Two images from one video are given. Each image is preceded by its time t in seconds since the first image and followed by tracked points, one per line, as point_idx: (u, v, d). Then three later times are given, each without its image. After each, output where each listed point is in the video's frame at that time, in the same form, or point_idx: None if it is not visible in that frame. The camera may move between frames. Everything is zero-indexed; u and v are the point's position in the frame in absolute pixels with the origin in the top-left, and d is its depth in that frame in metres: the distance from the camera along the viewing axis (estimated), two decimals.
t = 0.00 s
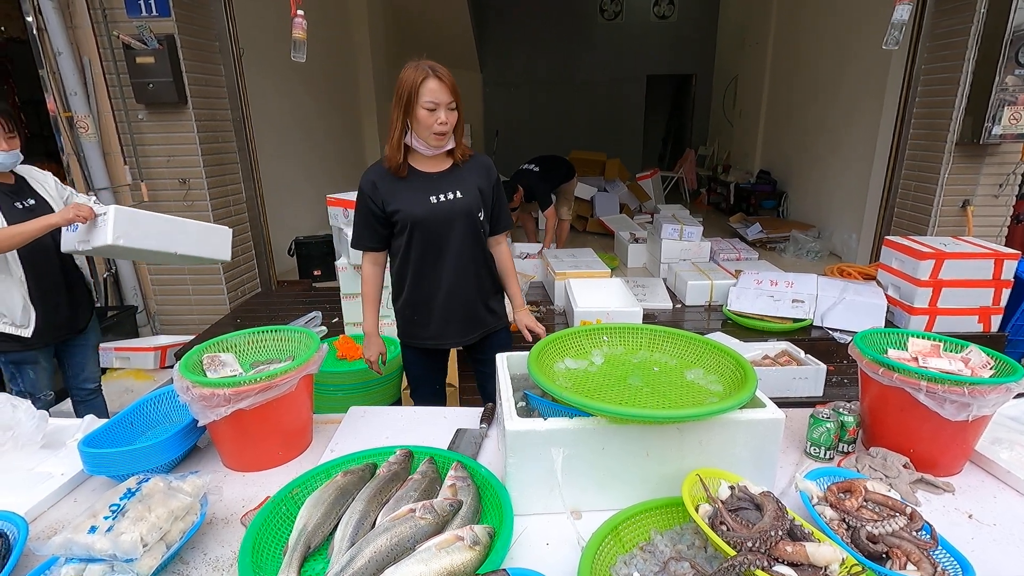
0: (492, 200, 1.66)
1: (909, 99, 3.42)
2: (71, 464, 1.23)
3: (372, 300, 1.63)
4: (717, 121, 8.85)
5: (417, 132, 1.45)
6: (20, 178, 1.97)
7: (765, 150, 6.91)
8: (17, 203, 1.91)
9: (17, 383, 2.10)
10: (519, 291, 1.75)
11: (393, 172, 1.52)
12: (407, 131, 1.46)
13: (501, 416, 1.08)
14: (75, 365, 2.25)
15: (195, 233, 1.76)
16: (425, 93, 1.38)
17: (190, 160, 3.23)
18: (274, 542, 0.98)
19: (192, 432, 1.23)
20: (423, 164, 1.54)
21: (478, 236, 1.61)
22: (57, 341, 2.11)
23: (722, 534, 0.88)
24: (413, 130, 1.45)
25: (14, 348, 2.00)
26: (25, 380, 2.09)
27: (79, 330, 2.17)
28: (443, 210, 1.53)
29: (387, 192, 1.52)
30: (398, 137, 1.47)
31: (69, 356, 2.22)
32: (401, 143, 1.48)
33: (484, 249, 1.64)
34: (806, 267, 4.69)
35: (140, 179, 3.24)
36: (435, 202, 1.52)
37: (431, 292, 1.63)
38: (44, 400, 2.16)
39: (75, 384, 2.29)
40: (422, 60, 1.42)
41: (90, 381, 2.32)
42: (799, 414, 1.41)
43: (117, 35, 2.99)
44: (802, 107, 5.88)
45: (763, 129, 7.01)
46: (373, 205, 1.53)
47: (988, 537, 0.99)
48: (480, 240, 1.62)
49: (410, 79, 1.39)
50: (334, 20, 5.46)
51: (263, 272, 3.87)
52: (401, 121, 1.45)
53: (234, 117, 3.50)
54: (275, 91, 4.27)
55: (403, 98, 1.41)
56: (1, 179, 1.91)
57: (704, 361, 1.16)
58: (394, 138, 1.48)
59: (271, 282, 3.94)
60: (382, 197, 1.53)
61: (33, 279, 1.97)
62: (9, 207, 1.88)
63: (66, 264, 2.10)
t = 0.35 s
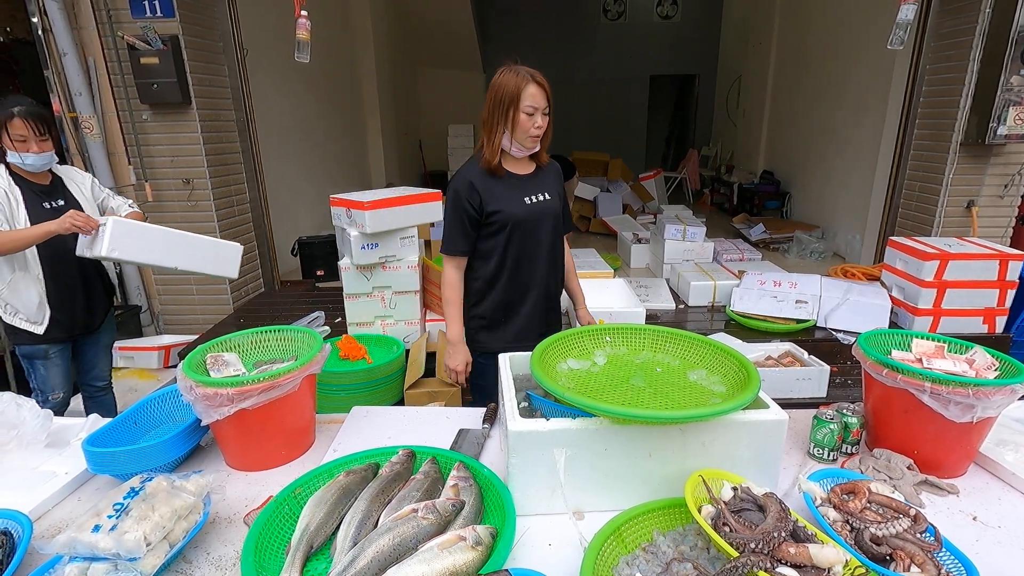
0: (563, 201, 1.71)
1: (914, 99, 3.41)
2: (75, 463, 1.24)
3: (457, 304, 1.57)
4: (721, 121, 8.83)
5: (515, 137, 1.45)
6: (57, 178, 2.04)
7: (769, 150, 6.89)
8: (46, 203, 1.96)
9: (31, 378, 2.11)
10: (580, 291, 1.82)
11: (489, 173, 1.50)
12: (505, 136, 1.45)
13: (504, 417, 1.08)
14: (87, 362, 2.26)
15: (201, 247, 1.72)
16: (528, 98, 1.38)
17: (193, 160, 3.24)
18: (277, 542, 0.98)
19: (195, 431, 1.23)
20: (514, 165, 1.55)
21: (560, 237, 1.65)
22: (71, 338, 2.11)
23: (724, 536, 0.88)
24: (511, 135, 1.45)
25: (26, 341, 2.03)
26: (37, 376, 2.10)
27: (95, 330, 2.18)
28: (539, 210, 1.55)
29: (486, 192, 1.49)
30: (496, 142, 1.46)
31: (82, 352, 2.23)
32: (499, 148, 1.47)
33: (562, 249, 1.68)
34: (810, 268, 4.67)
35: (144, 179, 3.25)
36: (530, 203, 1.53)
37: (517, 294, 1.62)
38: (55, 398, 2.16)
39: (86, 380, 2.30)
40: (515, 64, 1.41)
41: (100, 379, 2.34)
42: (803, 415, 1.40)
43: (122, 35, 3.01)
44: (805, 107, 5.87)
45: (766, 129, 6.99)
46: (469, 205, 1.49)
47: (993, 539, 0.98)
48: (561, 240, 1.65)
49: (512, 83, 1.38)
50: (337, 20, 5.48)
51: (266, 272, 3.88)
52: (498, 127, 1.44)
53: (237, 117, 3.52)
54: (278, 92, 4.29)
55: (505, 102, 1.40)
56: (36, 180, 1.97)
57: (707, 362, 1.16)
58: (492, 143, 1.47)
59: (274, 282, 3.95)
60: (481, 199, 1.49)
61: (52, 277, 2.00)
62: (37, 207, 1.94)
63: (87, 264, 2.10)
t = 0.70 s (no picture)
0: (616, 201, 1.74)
1: (916, 99, 3.40)
2: (77, 462, 1.24)
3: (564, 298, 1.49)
4: (722, 121, 8.83)
5: (601, 142, 1.42)
6: (72, 179, 2.04)
7: (770, 150, 6.89)
8: (58, 205, 1.97)
9: (26, 375, 2.11)
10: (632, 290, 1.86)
11: (575, 176, 1.45)
12: (592, 142, 1.42)
13: (505, 417, 1.08)
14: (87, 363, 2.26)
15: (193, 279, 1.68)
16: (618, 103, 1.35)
17: (195, 160, 3.25)
18: (278, 542, 0.98)
19: (196, 431, 1.23)
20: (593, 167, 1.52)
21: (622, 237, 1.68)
22: (72, 335, 2.11)
23: (726, 536, 0.87)
24: (597, 140, 1.42)
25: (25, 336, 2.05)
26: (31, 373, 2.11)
27: (95, 329, 2.17)
28: (617, 213, 1.56)
29: (577, 196, 1.44)
30: (582, 149, 1.43)
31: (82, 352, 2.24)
32: (584, 153, 1.43)
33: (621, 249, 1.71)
34: (811, 268, 4.67)
35: (146, 179, 3.26)
36: (610, 206, 1.53)
37: (589, 295, 1.61)
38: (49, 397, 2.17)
39: (88, 379, 2.31)
40: (601, 67, 1.37)
41: (102, 378, 2.35)
42: (804, 415, 1.40)
43: (124, 36, 3.01)
44: (807, 107, 5.87)
45: (768, 129, 6.98)
46: (563, 209, 1.43)
47: (995, 540, 0.98)
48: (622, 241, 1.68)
49: (602, 88, 1.34)
50: (339, 21, 5.49)
51: (268, 272, 3.89)
52: (584, 133, 1.41)
53: (239, 117, 3.52)
54: (280, 92, 4.30)
55: (596, 107, 1.36)
56: (51, 181, 1.98)
57: (708, 362, 1.16)
58: (578, 150, 1.43)
59: (276, 282, 3.96)
60: (573, 202, 1.44)
61: (57, 279, 2.00)
62: (49, 209, 1.95)
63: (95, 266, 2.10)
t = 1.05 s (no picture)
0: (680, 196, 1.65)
1: (916, 99, 3.39)
2: (77, 462, 1.24)
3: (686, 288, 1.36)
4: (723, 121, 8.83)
5: (698, 135, 1.32)
6: (65, 191, 2.03)
7: (771, 150, 6.89)
8: (53, 221, 1.96)
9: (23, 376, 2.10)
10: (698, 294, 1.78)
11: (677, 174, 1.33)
12: (689, 134, 1.30)
13: (505, 417, 1.08)
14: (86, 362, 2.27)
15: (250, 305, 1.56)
16: (718, 93, 1.25)
17: (195, 160, 3.25)
18: (278, 542, 0.98)
19: (196, 430, 1.23)
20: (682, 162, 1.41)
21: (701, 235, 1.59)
22: (69, 335, 2.11)
23: (726, 536, 0.87)
24: (695, 132, 1.31)
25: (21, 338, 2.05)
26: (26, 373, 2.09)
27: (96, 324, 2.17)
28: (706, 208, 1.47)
29: (685, 193, 1.33)
30: (679, 143, 1.31)
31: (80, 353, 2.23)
32: (681, 148, 1.32)
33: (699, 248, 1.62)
34: (812, 268, 4.67)
35: (147, 179, 3.26)
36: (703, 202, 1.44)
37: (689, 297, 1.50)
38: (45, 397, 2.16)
39: (88, 379, 2.31)
40: (697, 54, 1.26)
41: (102, 379, 2.34)
42: (804, 415, 1.40)
43: (124, 36, 3.01)
44: (807, 107, 5.86)
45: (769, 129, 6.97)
46: (675, 207, 1.30)
47: (995, 541, 0.98)
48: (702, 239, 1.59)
49: (704, 76, 1.24)
50: (339, 20, 5.50)
51: (268, 272, 3.89)
52: (681, 126, 1.29)
53: (240, 117, 3.52)
54: (280, 92, 4.30)
55: (698, 96, 1.25)
56: (45, 197, 1.95)
57: (708, 362, 1.16)
58: (673, 145, 1.32)
59: (277, 282, 3.96)
60: (683, 200, 1.33)
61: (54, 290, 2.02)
62: (43, 225, 1.94)
63: (91, 272, 2.12)
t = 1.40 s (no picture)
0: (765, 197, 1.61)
1: (917, 99, 3.39)
2: (77, 461, 1.24)
3: (789, 279, 1.35)
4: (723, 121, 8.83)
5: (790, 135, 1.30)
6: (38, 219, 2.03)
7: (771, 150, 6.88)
8: (27, 251, 1.97)
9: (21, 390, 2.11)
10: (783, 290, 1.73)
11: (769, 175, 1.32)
12: (781, 135, 1.29)
13: (505, 417, 1.08)
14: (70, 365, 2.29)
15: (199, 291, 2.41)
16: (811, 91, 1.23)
17: (195, 160, 3.25)
18: (279, 542, 0.98)
19: (196, 431, 1.23)
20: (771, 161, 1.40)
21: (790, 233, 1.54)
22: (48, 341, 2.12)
23: (726, 536, 0.87)
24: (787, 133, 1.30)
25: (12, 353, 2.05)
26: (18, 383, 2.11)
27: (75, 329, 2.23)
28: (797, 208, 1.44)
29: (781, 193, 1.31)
30: (771, 144, 1.31)
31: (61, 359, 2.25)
32: (773, 149, 1.31)
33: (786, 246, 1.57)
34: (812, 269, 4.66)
35: (147, 179, 3.25)
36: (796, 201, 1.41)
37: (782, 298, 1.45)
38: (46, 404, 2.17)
39: (72, 384, 2.32)
40: (784, 56, 1.25)
41: (86, 381, 2.36)
42: (804, 415, 1.40)
43: (124, 35, 3.01)
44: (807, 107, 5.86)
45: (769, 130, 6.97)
46: (773, 208, 1.28)
47: (995, 541, 0.98)
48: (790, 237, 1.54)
49: (798, 76, 1.22)
50: (339, 20, 5.50)
51: (268, 272, 3.89)
52: (773, 128, 1.28)
53: (240, 117, 3.53)
54: (280, 92, 4.30)
55: (791, 97, 1.23)
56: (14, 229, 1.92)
57: (708, 362, 1.16)
58: (765, 147, 1.31)
59: (277, 282, 3.96)
60: (779, 201, 1.31)
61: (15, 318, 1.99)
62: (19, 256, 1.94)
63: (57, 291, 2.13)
